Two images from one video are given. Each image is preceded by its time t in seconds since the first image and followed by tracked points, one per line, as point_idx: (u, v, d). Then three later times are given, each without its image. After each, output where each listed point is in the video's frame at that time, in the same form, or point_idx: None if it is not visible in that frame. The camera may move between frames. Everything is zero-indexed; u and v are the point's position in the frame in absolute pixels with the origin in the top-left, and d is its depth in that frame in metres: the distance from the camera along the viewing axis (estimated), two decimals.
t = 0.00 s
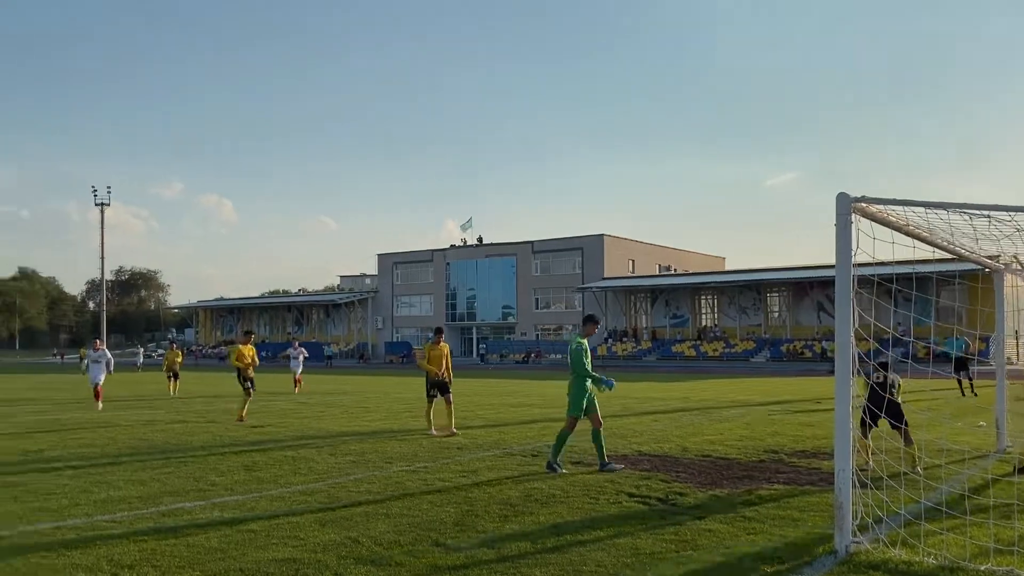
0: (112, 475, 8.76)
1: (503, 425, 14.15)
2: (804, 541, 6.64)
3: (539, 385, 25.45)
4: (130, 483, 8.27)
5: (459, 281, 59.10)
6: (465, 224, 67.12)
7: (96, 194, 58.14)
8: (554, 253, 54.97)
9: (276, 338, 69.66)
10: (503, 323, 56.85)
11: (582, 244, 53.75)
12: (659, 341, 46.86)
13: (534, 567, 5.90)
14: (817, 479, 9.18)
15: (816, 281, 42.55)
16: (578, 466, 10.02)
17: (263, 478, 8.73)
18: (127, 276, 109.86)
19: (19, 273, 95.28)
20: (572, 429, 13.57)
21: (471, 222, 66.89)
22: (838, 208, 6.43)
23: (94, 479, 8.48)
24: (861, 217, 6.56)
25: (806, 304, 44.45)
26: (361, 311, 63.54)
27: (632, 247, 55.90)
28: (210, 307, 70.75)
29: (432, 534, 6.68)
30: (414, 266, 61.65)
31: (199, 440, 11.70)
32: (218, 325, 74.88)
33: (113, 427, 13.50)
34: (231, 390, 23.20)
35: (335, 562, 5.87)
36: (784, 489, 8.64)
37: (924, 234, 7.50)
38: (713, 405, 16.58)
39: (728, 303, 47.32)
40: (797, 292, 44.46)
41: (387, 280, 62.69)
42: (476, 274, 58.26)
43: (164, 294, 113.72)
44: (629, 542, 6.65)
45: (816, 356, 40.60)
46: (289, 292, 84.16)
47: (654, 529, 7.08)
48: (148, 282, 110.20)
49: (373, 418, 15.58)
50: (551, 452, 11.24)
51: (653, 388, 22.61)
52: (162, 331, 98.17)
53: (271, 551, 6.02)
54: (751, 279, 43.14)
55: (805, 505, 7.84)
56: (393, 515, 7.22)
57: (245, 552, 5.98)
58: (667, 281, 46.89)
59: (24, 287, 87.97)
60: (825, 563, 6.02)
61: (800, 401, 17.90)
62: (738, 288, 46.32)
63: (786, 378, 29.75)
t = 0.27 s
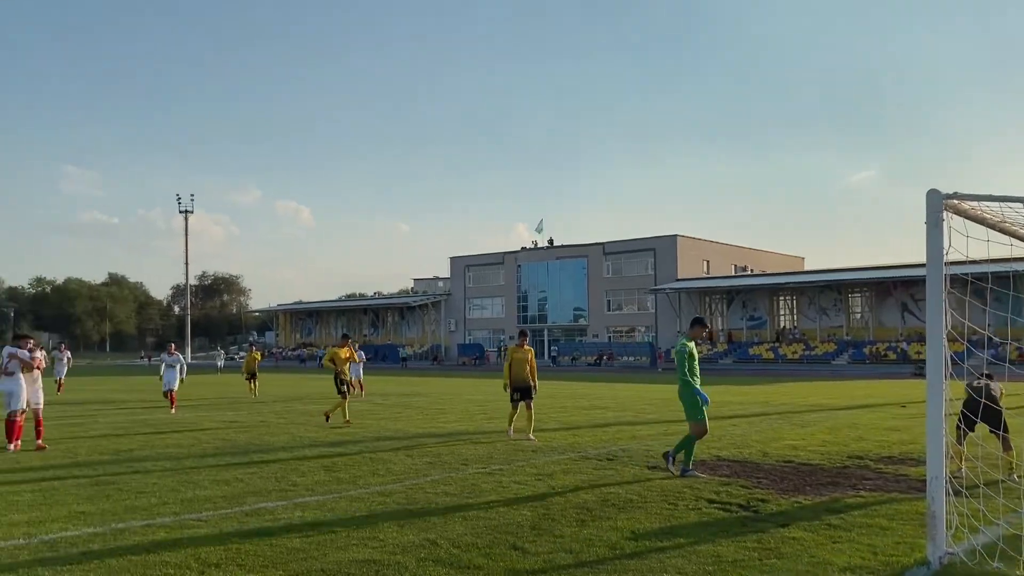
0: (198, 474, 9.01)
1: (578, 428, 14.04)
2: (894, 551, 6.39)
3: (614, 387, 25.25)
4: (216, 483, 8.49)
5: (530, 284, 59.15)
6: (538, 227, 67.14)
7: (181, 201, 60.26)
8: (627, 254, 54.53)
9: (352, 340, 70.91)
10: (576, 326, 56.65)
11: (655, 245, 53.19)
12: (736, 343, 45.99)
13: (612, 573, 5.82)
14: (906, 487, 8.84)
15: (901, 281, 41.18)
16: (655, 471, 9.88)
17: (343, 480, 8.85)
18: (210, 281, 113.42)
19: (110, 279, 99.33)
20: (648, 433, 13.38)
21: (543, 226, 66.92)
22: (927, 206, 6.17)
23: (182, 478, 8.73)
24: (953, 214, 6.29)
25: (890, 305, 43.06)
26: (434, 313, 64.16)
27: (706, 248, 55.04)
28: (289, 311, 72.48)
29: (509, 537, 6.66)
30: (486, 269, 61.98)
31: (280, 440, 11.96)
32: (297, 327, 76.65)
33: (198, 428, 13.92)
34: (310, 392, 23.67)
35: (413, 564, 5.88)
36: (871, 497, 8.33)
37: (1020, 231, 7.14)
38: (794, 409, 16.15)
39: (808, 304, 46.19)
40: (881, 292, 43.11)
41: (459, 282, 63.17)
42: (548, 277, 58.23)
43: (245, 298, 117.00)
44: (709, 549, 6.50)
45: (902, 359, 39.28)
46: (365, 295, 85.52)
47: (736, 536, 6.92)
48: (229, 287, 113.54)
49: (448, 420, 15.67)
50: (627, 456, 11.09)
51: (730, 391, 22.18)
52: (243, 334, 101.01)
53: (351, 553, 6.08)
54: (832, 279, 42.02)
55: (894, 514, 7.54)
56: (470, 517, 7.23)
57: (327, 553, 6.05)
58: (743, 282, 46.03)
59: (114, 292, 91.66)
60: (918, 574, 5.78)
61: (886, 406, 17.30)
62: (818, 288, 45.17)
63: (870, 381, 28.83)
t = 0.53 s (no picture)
0: (286, 475, 9.19)
1: (659, 433, 13.83)
2: (998, 566, 6.04)
3: (695, 390, 24.83)
4: (303, 483, 8.64)
5: (609, 286, 58.71)
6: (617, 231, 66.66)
7: (268, 209, 62.16)
8: (708, 255, 53.63)
9: (432, 343, 71.74)
10: (655, 328, 55.97)
11: (737, 245, 52.15)
12: (822, 346, 44.69)
13: None
14: (1009, 497, 8.37)
15: (1000, 280, 39.37)
16: (742, 477, 9.61)
17: (425, 481, 8.90)
18: (296, 286, 116.50)
19: (202, 285, 103.06)
20: (732, 439, 13.07)
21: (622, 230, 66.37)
22: None
23: (270, 479, 8.92)
24: None
25: (987, 306, 41.24)
26: (512, 316, 64.35)
27: (791, 247, 53.68)
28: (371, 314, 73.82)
29: (593, 543, 6.57)
30: (564, 271, 61.85)
31: (364, 442, 12.14)
32: (378, 331, 78.04)
33: (285, 429, 14.26)
34: (391, 393, 24.01)
35: (496, 569, 5.83)
36: (972, 507, 7.92)
37: None
38: (886, 415, 15.57)
39: (899, 305, 44.59)
40: (978, 292, 41.32)
41: (537, 285, 63.18)
42: (627, 279, 57.74)
43: (330, 302, 119.71)
44: (800, 559, 6.28)
45: (1001, 362, 37.54)
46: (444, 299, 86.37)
47: (827, 546, 6.67)
48: (314, 291, 116.38)
49: (528, 423, 15.65)
50: (711, 461, 10.84)
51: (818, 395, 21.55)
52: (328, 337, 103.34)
53: (435, 555, 6.09)
54: (924, 279, 40.47)
55: (998, 526, 7.14)
56: (554, 522, 7.14)
57: (412, 555, 6.08)
58: (830, 283, 44.70)
59: (206, 297, 95.03)
60: None
61: (984, 411, 16.51)
62: (910, 289, 43.56)
63: (967, 385, 27.61)
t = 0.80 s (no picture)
0: (368, 477, 9.29)
1: (744, 438, 13.52)
2: None
3: (780, 394, 24.26)
4: (385, 485, 8.72)
5: (689, 288, 57.87)
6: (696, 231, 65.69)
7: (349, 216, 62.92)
8: (791, 255, 52.36)
9: (509, 346, 72.02)
10: (737, 330, 54.90)
11: (822, 245, 50.76)
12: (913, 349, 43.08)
13: None
14: None
15: None
16: (833, 484, 9.30)
17: (506, 485, 8.89)
18: (377, 289, 118.68)
19: (286, 289, 105.90)
20: (820, 444, 12.68)
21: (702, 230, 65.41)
22: None
23: (353, 480, 9.04)
24: None
25: None
26: (590, 319, 64.08)
27: (879, 247, 51.98)
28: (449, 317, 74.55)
29: (677, 550, 6.43)
30: (642, 273, 61.27)
31: (443, 444, 12.21)
32: (457, 333, 78.77)
33: (366, 430, 14.48)
34: (471, 396, 24.18)
35: None
36: None
37: None
38: (986, 421, 14.88)
39: (996, 305, 42.70)
40: None
41: (615, 288, 62.74)
42: (707, 280, 56.82)
43: (409, 305, 121.51)
44: (898, 572, 6.00)
45: None
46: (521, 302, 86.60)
47: (926, 558, 6.36)
48: (394, 295, 118.31)
49: (608, 427, 15.52)
50: (799, 467, 10.53)
51: (911, 400, 20.76)
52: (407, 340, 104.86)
53: (517, 560, 6.05)
54: None
55: None
56: (638, 529, 7.01)
57: (494, 558, 6.06)
58: (921, 283, 43.08)
59: (290, 301, 97.57)
60: None
61: None
62: (1008, 289, 41.65)
63: None
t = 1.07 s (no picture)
0: (442, 480, 9.33)
1: (827, 444, 13.12)
2: None
3: (863, 400, 23.53)
4: (460, 490, 8.73)
5: (766, 290, 56.68)
6: (772, 232, 64.33)
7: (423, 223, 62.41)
8: (873, 256, 50.81)
9: (582, 349, 71.75)
10: (816, 334, 53.49)
11: (905, 245, 49.12)
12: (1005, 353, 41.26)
13: None
14: None
15: None
16: (922, 494, 8.92)
17: (580, 490, 8.80)
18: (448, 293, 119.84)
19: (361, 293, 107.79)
20: (908, 452, 12.22)
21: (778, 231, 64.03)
22: None
23: (428, 483, 9.08)
24: None
25: None
26: (664, 322, 63.35)
27: (967, 246, 50.02)
28: (522, 321, 74.72)
29: (759, 560, 6.24)
30: (718, 276, 60.30)
31: (517, 449, 12.19)
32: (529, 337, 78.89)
33: (441, 433, 14.59)
34: (544, 400, 24.15)
35: None
36: None
37: None
38: None
39: None
40: None
41: (690, 290, 61.88)
42: (784, 282, 55.56)
43: (481, 308, 122.31)
44: None
45: None
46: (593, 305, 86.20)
47: None
48: (465, 299, 119.29)
49: (684, 432, 15.28)
50: (886, 475, 10.15)
51: (1004, 406, 19.86)
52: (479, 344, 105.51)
53: (593, 567, 5.95)
54: None
55: None
56: (717, 537, 6.84)
57: (570, 564, 5.97)
58: (1013, 284, 41.28)
59: (365, 305, 99.24)
60: None
61: None
62: None
63: None
